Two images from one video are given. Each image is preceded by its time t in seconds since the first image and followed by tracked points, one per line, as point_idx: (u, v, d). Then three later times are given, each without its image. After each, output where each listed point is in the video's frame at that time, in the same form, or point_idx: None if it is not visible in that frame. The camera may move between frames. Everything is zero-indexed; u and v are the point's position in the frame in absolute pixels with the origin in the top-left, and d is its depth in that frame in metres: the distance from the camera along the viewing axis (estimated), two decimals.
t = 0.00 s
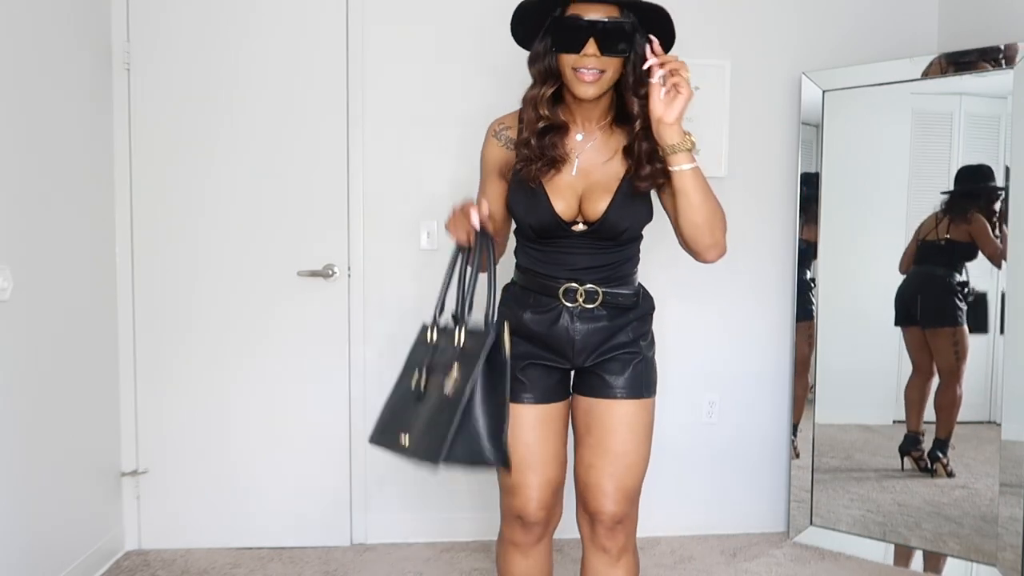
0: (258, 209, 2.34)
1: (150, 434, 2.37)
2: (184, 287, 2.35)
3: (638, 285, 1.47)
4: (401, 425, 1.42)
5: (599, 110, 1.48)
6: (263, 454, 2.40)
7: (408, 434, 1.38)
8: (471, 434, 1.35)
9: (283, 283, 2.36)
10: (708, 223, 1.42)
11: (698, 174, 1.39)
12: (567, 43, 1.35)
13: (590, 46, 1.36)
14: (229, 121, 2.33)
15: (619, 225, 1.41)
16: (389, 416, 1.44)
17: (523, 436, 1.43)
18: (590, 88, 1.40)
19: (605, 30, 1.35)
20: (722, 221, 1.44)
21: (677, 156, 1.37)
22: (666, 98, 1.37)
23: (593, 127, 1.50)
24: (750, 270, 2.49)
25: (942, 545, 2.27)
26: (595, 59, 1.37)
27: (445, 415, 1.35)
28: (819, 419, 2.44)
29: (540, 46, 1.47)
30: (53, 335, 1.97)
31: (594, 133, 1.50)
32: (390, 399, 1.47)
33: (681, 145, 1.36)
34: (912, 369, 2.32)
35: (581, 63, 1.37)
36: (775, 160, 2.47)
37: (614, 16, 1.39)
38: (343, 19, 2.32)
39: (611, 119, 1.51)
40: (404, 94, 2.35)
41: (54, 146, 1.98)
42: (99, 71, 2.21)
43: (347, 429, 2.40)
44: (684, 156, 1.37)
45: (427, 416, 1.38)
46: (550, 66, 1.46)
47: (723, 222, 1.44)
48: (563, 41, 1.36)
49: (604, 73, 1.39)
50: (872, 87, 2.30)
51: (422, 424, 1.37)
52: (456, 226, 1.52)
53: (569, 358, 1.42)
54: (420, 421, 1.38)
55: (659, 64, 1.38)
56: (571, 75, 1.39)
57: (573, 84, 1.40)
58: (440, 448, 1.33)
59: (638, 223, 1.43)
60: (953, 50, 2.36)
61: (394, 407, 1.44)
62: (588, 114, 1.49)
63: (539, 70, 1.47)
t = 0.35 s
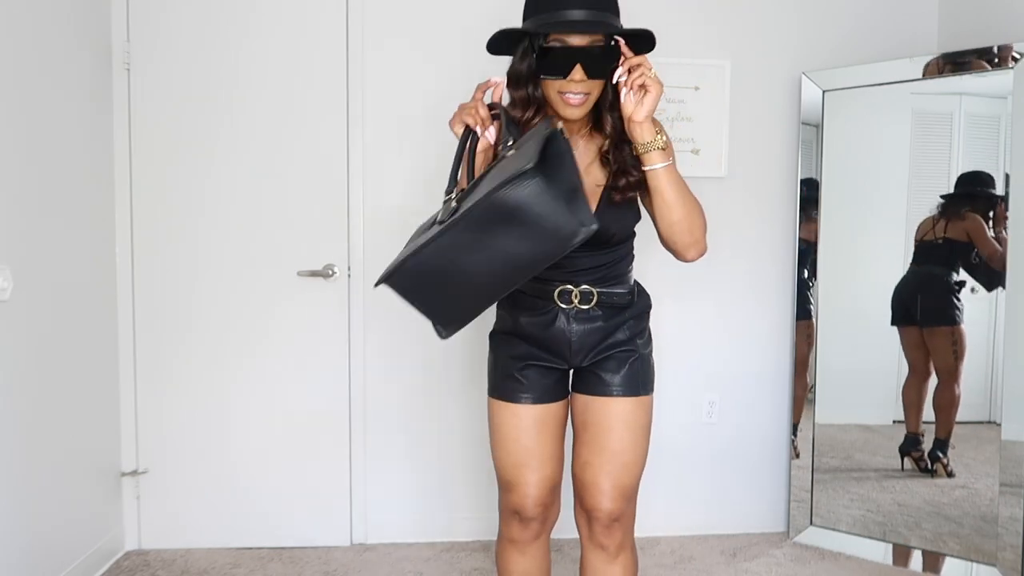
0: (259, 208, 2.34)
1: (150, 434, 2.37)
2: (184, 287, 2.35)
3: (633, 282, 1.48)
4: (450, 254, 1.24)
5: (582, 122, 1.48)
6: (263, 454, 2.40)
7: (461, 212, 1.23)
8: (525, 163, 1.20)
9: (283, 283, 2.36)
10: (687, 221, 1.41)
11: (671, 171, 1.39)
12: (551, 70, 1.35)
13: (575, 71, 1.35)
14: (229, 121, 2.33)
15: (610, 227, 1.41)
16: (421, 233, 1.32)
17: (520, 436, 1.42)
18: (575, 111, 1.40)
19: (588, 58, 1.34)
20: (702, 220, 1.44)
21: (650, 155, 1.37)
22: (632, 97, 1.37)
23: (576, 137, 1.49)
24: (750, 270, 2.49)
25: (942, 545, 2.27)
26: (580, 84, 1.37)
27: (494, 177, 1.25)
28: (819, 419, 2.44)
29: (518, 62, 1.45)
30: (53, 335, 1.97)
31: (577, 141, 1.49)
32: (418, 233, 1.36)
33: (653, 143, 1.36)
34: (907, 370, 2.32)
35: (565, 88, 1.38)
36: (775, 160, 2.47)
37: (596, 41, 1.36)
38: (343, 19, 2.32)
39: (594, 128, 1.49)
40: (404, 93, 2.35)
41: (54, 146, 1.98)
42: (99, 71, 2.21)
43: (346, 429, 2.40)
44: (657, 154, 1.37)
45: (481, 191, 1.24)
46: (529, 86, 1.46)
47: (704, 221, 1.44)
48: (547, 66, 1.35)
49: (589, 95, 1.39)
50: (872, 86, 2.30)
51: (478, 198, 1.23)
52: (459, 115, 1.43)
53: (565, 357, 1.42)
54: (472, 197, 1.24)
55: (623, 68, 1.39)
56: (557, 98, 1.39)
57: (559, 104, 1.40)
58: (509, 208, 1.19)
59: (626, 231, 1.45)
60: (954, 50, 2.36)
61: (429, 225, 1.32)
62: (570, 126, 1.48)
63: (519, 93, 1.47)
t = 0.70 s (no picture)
0: (259, 209, 2.34)
1: (150, 434, 2.37)
2: (184, 287, 2.35)
3: (628, 281, 1.48)
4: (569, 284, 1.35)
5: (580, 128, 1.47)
6: (263, 454, 2.40)
7: (549, 342, 1.33)
8: (603, 291, 1.34)
9: (283, 283, 2.35)
10: (680, 230, 1.42)
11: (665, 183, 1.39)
12: (549, 90, 1.34)
13: (573, 89, 1.34)
14: (229, 121, 2.32)
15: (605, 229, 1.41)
16: (475, 328, 1.34)
17: (516, 435, 1.42)
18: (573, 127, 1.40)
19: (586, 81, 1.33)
20: (693, 227, 1.45)
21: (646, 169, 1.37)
22: (628, 110, 1.35)
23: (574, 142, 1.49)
24: (750, 270, 2.49)
25: (942, 545, 2.27)
26: (577, 103, 1.36)
27: (563, 292, 1.34)
28: (819, 419, 2.44)
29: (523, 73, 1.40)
30: (53, 335, 1.97)
31: (574, 147, 1.49)
32: (457, 310, 1.34)
33: (649, 158, 1.35)
34: (905, 369, 2.32)
35: (563, 107, 1.37)
36: (775, 160, 2.47)
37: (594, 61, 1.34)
38: (343, 19, 2.31)
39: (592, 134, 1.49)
40: (405, 94, 2.35)
41: (54, 146, 1.98)
42: (99, 71, 2.21)
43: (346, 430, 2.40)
44: (652, 168, 1.36)
45: (557, 314, 1.34)
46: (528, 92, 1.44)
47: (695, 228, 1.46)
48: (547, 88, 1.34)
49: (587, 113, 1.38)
50: (872, 87, 2.30)
51: (559, 322, 1.34)
52: (490, 108, 1.37)
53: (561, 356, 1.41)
54: (548, 314, 1.34)
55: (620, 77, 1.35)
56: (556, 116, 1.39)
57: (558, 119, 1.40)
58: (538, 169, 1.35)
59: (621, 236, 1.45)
60: (953, 51, 2.36)
61: (483, 322, 1.34)
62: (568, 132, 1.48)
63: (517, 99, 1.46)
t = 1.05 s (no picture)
0: (260, 209, 2.34)
1: (150, 434, 2.37)
2: (184, 287, 2.35)
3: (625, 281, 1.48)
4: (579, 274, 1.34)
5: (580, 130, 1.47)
6: (263, 454, 2.40)
7: (560, 334, 1.32)
8: (612, 285, 1.34)
9: (283, 283, 2.36)
10: (671, 243, 1.42)
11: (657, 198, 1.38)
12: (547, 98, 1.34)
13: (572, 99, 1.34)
14: (229, 121, 2.33)
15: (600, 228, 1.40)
16: (483, 322, 1.32)
17: (513, 435, 1.42)
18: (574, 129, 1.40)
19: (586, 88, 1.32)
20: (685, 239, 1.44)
21: (637, 184, 1.36)
22: (621, 125, 1.35)
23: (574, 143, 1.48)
24: (751, 270, 2.49)
25: (942, 545, 2.27)
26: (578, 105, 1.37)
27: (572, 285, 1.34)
28: (819, 419, 2.44)
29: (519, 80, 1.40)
30: (53, 335, 1.97)
31: (574, 147, 1.48)
32: (462, 304, 1.32)
33: (640, 172, 1.35)
34: (904, 370, 2.32)
35: (565, 110, 1.37)
36: (775, 160, 2.47)
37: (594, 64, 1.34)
38: (343, 19, 2.32)
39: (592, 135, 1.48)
40: (405, 93, 2.35)
41: (54, 146, 1.98)
42: (99, 71, 2.21)
43: (346, 430, 2.40)
44: (643, 181, 1.36)
45: (567, 306, 1.33)
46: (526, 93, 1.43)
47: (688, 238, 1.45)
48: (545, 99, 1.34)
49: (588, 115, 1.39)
50: (872, 87, 2.30)
51: (570, 314, 1.32)
52: (486, 106, 1.37)
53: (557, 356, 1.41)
54: (556, 306, 1.33)
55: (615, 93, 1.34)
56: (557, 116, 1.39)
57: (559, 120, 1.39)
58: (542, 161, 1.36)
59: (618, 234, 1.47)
60: (953, 51, 2.36)
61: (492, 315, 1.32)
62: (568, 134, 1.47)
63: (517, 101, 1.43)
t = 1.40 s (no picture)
0: (260, 209, 2.34)
1: (150, 434, 2.37)
2: (184, 287, 2.35)
3: (621, 280, 1.48)
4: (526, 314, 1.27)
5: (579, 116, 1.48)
6: (263, 454, 2.40)
7: (487, 370, 1.24)
8: (560, 319, 1.24)
9: (283, 283, 2.36)
10: (665, 246, 1.41)
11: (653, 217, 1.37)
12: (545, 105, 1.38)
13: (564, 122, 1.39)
14: (230, 121, 2.33)
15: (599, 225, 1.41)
16: (432, 344, 1.33)
17: (511, 434, 1.42)
18: (575, 100, 1.40)
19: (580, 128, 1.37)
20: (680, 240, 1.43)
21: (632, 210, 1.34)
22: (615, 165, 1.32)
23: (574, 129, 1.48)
24: (751, 270, 2.49)
25: (942, 545, 2.27)
26: (577, 72, 1.37)
27: (518, 321, 1.27)
28: (819, 419, 2.44)
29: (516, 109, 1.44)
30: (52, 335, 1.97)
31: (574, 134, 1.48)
32: (422, 327, 1.37)
33: (634, 201, 1.33)
34: (904, 369, 2.32)
35: (565, 77, 1.38)
36: (775, 160, 2.47)
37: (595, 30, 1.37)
38: (343, 19, 2.31)
39: (591, 120, 1.48)
40: (405, 93, 2.34)
41: (54, 146, 1.98)
42: (99, 71, 2.21)
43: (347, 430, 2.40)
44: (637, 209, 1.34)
45: (509, 333, 1.26)
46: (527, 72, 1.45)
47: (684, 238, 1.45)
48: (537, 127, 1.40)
49: (587, 85, 1.39)
50: (872, 87, 2.30)
51: (510, 341, 1.25)
52: (474, 140, 1.36)
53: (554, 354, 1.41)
54: (492, 342, 1.27)
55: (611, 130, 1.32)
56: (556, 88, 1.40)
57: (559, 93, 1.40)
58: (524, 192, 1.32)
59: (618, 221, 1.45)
60: (954, 51, 2.36)
61: (443, 337, 1.33)
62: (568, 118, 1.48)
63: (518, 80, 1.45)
